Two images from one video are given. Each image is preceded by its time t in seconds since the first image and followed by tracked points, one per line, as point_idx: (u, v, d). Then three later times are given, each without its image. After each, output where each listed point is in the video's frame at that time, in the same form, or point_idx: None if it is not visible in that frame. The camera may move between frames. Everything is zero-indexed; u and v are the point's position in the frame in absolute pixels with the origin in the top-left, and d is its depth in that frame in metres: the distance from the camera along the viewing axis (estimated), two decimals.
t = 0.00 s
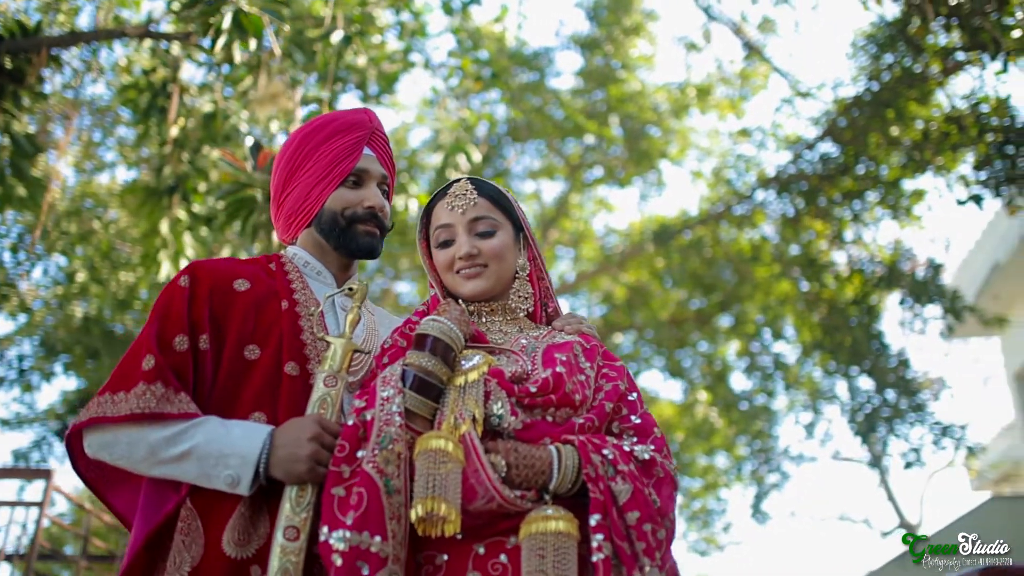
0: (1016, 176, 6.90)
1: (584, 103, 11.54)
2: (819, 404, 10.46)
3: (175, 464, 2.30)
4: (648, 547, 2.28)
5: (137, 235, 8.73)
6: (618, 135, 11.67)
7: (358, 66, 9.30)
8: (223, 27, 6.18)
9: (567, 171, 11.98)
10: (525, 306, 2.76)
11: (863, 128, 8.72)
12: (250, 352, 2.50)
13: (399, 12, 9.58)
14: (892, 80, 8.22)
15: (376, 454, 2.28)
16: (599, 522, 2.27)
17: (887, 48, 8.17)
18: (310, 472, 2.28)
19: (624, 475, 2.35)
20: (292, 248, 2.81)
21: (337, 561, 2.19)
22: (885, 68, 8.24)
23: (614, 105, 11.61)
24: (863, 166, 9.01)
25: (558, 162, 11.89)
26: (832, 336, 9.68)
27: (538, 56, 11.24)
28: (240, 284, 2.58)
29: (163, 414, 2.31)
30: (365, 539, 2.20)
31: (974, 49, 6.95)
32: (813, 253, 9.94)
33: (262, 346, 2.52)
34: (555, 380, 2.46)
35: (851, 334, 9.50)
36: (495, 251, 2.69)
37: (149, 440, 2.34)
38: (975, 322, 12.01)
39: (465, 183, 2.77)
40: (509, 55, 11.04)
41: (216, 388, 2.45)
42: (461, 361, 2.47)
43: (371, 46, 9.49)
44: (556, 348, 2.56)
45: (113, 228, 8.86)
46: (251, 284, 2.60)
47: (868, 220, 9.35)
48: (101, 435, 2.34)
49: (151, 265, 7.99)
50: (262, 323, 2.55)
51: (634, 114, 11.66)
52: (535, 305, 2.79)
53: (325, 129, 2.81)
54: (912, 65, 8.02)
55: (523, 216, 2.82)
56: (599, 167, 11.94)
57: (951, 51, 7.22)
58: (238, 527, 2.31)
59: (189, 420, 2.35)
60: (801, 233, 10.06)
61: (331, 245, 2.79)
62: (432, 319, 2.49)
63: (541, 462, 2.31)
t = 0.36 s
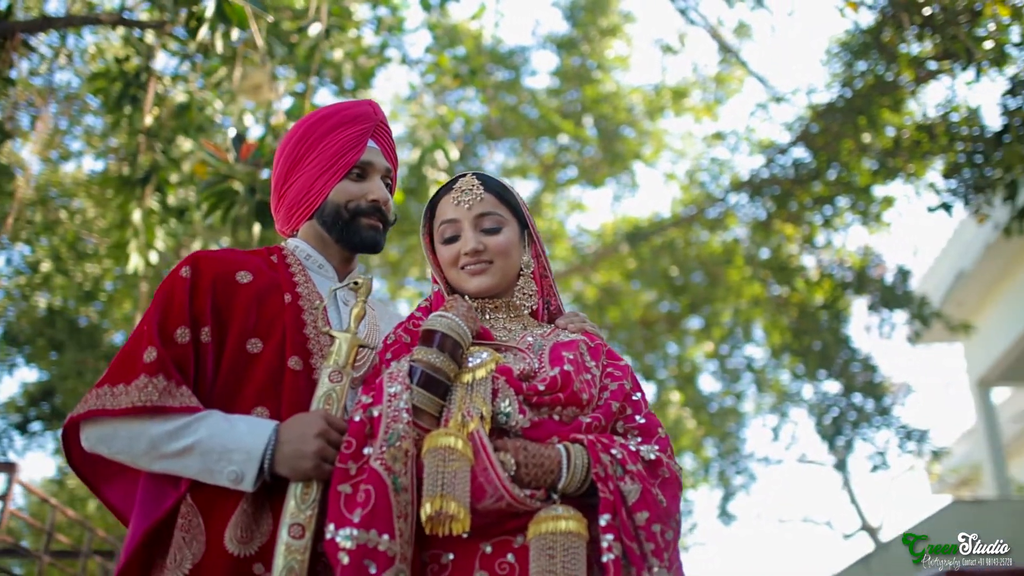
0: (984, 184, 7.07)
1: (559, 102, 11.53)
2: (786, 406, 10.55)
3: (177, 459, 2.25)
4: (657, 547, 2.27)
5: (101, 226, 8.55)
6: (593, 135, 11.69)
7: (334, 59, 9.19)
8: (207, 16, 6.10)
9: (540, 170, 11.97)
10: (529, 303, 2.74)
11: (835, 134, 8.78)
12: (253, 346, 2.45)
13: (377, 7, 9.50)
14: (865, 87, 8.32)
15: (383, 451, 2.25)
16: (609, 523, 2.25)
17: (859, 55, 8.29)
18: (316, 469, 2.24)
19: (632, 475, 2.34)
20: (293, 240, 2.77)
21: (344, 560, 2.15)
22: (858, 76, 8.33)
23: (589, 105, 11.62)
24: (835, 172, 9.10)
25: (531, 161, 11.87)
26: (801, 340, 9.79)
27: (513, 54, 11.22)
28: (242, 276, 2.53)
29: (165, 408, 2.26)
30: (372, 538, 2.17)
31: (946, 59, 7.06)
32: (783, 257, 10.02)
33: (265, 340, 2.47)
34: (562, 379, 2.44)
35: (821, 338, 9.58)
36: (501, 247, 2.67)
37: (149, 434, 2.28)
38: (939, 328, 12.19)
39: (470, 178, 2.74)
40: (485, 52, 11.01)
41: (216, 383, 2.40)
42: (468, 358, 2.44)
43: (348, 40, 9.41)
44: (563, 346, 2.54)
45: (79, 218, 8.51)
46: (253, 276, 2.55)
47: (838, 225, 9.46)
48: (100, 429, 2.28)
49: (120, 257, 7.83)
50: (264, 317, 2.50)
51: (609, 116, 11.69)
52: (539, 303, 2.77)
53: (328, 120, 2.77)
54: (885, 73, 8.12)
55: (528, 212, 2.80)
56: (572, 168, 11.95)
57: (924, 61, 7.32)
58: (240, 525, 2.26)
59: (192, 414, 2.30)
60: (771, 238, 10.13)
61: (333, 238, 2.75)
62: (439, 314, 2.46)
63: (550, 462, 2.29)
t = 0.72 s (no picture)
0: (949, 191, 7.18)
1: (532, 102, 11.52)
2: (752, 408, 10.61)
3: (177, 454, 2.20)
4: (663, 548, 2.26)
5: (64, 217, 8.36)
6: (566, 136, 11.67)
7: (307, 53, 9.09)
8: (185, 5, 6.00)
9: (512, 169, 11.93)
10: (530, 301, 2.72)
11: (807, 140, 8.87)
12: (253, 340, 2.41)
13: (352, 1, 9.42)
14: (836, 94, 8.44)
15: (388, 448, 2.21)
16: (615, 523, 2.23)
17: (831, 62, 8.38)
18: (320, 466, 2.21)
19: (638, 475, 2.32)
20: (291, 233, 2.72)
21: (348, 558, 2.11)
22: (830, 82, 8.46)
23: (563, 105, 11.62)
24: (805, 177, 9.17)
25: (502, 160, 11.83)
26: (769, 342, 9.84)
27: (487, 52, 11.18)
28: (241, 269, 2.49)
29: (165, 402, 2.21)
30: (377, 536, 2.13)
31: (916, 69, 7.22)
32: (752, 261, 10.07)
33: (265, 334, 2.43)
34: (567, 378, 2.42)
35: (789, 341, 9.65)
36: (504, 244, 2.64)
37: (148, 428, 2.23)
38: (904, 333, 12.34)
39: (473, 174, 2.71)
40: (459, 50, 10.97)
41: (215, 377, 2.36)
42: (472, 355, 2.41)
43: (323, 34, 9.32)
44: (566, 345, 2.52)
45: (41, 208, 8.19)
46: (253, 269, 2.50)
47: (807, 230, 9.53)
48: (97, 422, 2.23)
49: (86, 248, 7.64)
50: (264, 310, 2.46)
51: (582, 117, 11.69)
52: (540, 300, 2.75)
53: (330, 112, 2.73)
54: (856, 80, 8.25)
55: (530, 209, 2.77)
56: (543, 168, 11.93)
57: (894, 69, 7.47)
58: (241, 522, 2.21)
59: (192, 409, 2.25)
60: (740, 241, 10.21)
61: (332, 232, 2.70)
62: (443, 310, 2.43)
63: (556, 461, 2.27)
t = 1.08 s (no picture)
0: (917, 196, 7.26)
1: (505, 101, 11.49)
2: (720, 411, 10.66)
3: (180, 448, 2.15)
4: (670, 548, 2.26)
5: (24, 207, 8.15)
6: (539, 136, 11.66)
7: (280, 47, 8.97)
8: None
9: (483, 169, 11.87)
10: (534, 298, 2.70)
11: (779, 145, 8.94)
12: (255, 334, 2.37)
13: None
14: (809, 99, 8.52)
15: (396, 445, 2.19)
16: (624, 522, 2.22)
17: (803, 68, 8.46)
18: (327, 462, 2.17)
19: (645, 474, 2.32)
20: (291, 225, 2.68)
21: (356, 556, 2.08)
22: (802, 87, 8.54)
23: (537, 105, 11.61)
24: (775, 181, 9.22)
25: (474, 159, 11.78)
26: (739, 345, 9.88)
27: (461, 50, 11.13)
28: (244, 261, 2.44)
29: (169, 395, 2.16)
30: (386, 534, 2.11)
31: (885, 76, 7.33)
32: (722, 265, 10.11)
33: (268, 328, 2.39)
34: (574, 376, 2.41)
35: (758, 343, 9.73)
36: (509, 241, 2.62)
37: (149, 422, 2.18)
38: (870, 337, 12.48)
39: (478, 169, 2.69)
40: (433, 47, 10.91)
41: (218, 370, 2.32)
42: (479, 352, 2.39)
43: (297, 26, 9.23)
44: (572, 343, 2.51)
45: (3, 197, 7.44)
46: (256, 261, 2.46)
47: (777, 234, 9.58)
48: (97, 416, 2.18)
49: (52, 241, 7.17)
50: (267, 303, 2.41)
51: (555, 117, 11.69)
52: (542, 298, 2.74)
53: (333, 104, 2.69)
54: (828, 87, 8.35)
55: (533, 206, 2.76)
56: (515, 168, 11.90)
57: (864, 76, 7.58)
58: (245, 519, 2.17)
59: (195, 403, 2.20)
60: (711, 243, 10.25)
61: (333, 225, 2.67)
62: (449, 306, 2.40)
63: (564, 459, 2.26)
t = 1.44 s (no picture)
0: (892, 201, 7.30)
1: (479, 99, 11.45)
2: (689, 413, 10.70)
3: (188, 442, 2.11)
4: (680, 548, 2.25)
5: None
6: (513, 134, 11.62)
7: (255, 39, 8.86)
8: None
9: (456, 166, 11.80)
10: (540, 296, 2.69)
11: (752, 148, 8.98)
12: (263, 327, 2.33)
13: None
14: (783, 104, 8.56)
15: (408, 441, 2.16)
16: (636, 521, 2.22)
17: (779, 72, 8.50)
18: (339, 458, 2.14)
19: (655, 473, 2.32)
20: (295, 217, 2.65)
21: (368, 553, 2.05)
22: (777, 92, 8.59)
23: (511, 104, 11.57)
24: (748, 184, 9.26)
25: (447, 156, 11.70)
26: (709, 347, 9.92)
27: (435, 47, 11.08)
28: (251, 253, 2.40)
29: (177, 388, 2.12)
30: (398, 531, 2.08)
31: (859, 82, 7.41)
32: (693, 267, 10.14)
33: (274, 321, 2.35)
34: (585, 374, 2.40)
35: (729, 346, 9.77)
36: (517, 238, 2.60)
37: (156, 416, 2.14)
38: (838, 341, 12.59)
39: (486, 165, 2.67)
40: (407, 42, 10.81)
41: (225, 364, 2.28)
42: (488, 349, 2.37)
43: (272, 19, 9.11)
44: (581, 341, 2.49)
45: None
46: (263, 253, 2.42)
47: (749, 237, 9.62)
48: (102, 408, 2.14)
49: (19, 231, 7.01)
50: (274, 296, 2.38)
51: (529, 116, 11.67)
52: (548, 296, 2.73)
53: (341, 95, 2.66)
54: (802, 92, 8.41)
55: (540, 202, 2.74)
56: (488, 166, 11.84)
57: (838, 82, 7.65)
58: (253, 516, 2.13)
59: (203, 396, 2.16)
60: (684, 246, 10.28)
61: (339, 218, 2.64)
62: (459, 302, 2.38)
63: (576, 458, 2.24)
